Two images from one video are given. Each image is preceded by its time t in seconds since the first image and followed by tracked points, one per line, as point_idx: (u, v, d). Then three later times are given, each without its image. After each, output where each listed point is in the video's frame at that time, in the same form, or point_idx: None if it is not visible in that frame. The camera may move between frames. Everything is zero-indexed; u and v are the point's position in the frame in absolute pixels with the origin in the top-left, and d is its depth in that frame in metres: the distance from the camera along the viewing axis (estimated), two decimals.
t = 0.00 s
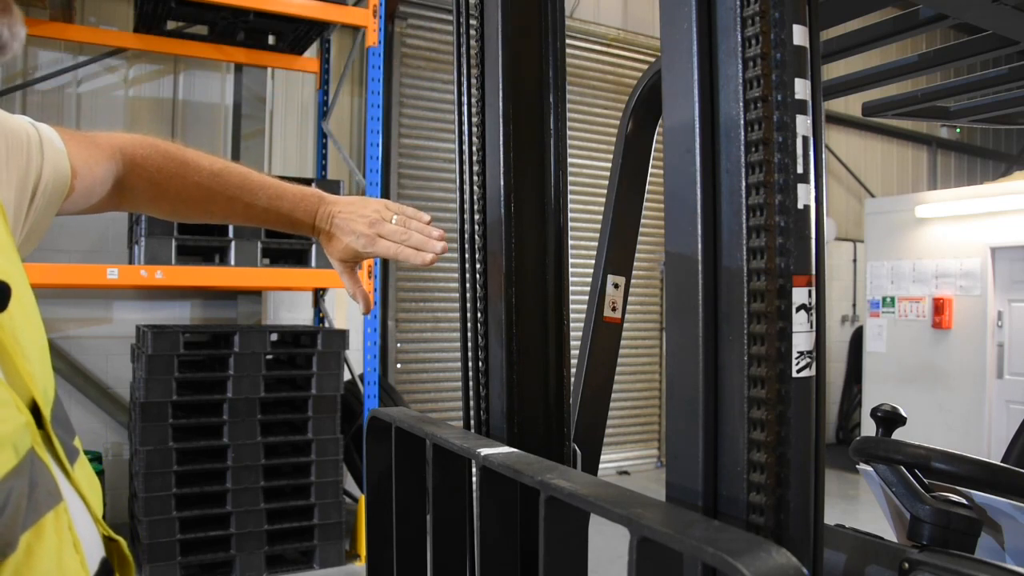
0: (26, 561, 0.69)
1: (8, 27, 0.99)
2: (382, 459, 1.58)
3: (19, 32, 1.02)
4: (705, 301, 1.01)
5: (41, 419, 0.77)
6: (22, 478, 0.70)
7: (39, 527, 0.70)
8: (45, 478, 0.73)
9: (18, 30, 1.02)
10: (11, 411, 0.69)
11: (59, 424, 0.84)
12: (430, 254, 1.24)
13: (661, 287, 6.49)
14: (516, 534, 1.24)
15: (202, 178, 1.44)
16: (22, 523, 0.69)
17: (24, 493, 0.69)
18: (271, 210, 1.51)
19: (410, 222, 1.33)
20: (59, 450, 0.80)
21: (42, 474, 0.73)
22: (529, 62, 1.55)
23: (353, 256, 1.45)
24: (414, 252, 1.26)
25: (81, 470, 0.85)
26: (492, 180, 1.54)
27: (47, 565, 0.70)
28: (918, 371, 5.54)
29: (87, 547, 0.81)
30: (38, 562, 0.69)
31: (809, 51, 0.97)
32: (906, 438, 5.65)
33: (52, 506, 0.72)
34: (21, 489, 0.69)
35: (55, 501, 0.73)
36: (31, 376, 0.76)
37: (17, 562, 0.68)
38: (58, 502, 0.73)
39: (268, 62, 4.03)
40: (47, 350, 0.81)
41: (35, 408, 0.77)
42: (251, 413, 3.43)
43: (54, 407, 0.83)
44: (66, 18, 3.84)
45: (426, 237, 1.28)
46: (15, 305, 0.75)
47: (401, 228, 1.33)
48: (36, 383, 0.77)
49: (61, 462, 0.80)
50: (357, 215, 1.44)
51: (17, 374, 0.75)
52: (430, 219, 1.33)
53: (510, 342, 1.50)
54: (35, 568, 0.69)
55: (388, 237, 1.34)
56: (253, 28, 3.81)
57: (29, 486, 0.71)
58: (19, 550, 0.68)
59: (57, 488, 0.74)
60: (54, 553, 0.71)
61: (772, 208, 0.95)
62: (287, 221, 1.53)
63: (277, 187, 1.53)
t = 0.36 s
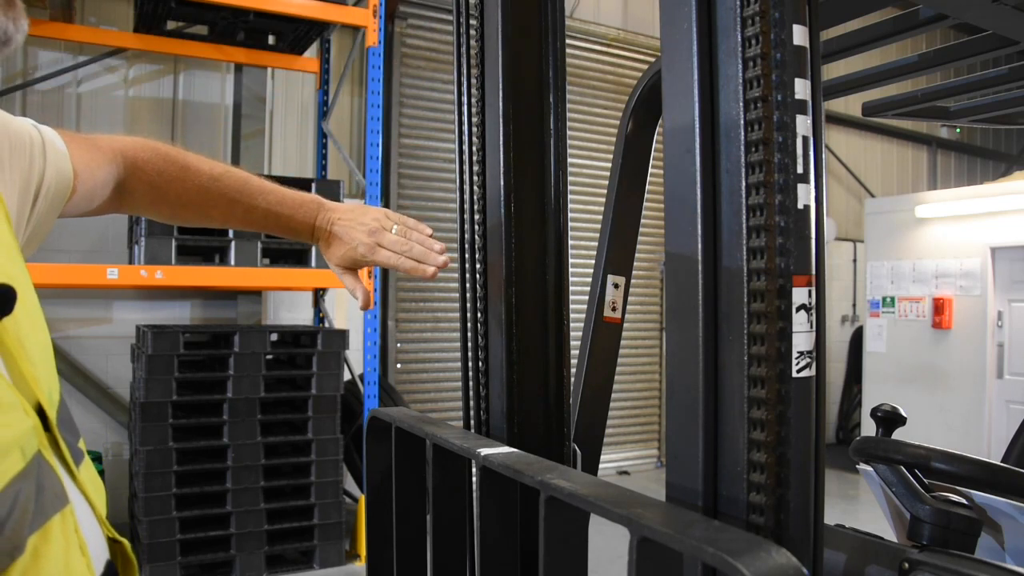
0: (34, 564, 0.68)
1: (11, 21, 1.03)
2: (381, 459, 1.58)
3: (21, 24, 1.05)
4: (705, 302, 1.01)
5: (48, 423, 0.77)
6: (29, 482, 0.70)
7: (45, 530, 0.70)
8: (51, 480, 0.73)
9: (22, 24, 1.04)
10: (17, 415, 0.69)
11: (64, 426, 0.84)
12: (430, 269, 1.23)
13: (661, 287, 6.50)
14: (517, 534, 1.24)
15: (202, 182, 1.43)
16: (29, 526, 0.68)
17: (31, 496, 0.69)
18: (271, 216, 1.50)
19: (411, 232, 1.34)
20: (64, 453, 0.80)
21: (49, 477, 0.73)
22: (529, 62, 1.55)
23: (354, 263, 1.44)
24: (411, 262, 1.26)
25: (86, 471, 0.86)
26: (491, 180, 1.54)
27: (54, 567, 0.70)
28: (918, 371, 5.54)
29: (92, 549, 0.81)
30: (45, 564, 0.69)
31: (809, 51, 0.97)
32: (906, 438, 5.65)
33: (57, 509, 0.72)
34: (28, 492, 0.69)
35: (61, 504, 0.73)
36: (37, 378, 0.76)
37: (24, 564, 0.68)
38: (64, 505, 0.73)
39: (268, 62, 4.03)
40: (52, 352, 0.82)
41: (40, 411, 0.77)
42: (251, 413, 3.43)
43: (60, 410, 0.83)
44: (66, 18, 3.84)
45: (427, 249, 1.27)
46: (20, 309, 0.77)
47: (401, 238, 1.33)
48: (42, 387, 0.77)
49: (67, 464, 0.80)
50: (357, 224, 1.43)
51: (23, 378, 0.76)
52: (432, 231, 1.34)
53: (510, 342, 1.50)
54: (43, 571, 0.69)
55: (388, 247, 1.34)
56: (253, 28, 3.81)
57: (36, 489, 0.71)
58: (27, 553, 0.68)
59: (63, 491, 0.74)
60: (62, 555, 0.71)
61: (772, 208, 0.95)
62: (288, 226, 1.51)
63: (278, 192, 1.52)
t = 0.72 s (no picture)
0: (34, 560, 0.68)
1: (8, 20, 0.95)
2: (381, 459, 1.58)
3: (16, 21, 0.97)
4: (705, 303, 1.01)
5: (49, 420, 0.77)
6: (29, 478, 0.69)
7: (46, 525, 0.70)
8: (53, 477, 0.73)
9: (17, 22, 0.97)
10: (18, 410, 0.69)
11: (66, 424, 0.84)
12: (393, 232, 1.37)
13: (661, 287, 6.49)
14: (517, 534, 1.24)
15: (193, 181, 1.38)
16: (29, 521, 0.68)
17: (31, 491, 0.69)
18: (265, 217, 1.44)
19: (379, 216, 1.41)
20: (65, 450, 0.80)
21: (50, 473, 0.73)
22: (529, 62, 1.55)
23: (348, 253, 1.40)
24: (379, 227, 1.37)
25: (88, 470, 0.86)
26: (491, 180, 1.54)
27: (55, 564, 0.69)
28: (918, 371, 5.54)
29: (92, 547, 0.80)
30: (46, 561, 0.69)
31: (809, 51, 0.97)
32: (906, 438, 5.66)
33: (59, 505, 0.72)
34: (28, 488, 0.69)
35: (62, 499, 0.73)
36: (38, 375, 0.76)
37: (25, 560, 0.68)
38: (65, 501, 0.73)
39: (268, 62, 4.03)
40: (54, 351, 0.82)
41: (41, 408, 0.77)
42: (251, 413, 3.43)
43: (62, 408, 0.83)
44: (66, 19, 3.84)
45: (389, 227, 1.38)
46: (21, 305, 0.76)
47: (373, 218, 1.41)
48: (43, 384, 0.77)
49: (68, 460, 0.80)
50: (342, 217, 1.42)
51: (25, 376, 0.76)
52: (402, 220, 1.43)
53: (510, 342, 1.50)
54: (44, 567, 0.68)
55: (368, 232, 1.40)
56: (253, 28, 3.81)
57: (37, 485, 0.70)
58: (27, 548, 0.68)
59: (65, 487, 0.74)
60: (62, 551, 0.70)
61: (772, 208, 0.95)
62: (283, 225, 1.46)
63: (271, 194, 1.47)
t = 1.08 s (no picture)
0: (30, 561, 0.68)
1: (11, 22, 0.90)
2: (381, 459, 1.58)
3: (24, 28, 0.94)
4: (704, 303, 1.01)
5: (48, 421, 0.77)
6: (26, 480, 0.70)
7: (43, 528, 0.70)
8: (51, 478, 0.73)
9: (25, 28, 0.93)
10: (16, 412, 0.69)
11: (65, 425, 0.84)
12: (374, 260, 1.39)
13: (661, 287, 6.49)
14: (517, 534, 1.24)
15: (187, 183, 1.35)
16: (26, 523, 0.68)
17: (28, 492, 0.69)
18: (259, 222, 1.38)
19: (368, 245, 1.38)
20: (64, 452, 0.80)
21: (49, 474, 0.73)
22: (529, 62, 1.55)
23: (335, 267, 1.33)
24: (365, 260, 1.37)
25: (86, 471, 0.85)
26: (491, 180, 1.54)
27: (51, 565, 0.69)
28: (918, 371, 5.54)
29: (90, 549, 0.80)
30: (42, 562, 0.69)
31: (809, 51, 0.97)
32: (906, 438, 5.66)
33: (56, 507, 0.72)
34: (25, 490, 0.69)
35: (60, 501, 0.73)
36: (38, 376, 0.76)
37: (21, 561, 0.68)
38: (62, 503, 0.73)
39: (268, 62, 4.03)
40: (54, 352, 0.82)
41: (41, 409, 0.77)
42: (251, 413, 3.43)
43: (61, 409, 0.83)
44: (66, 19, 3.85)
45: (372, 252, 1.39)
46: (21, 306, 0.76)
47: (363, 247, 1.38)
48: (43, 385, 0.77)
49: (66, 461, 0.80)
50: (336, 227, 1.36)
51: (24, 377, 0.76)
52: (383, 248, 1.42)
53: (510, 342, 1.50)
54: (39, 568, 0.68)
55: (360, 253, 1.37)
56: (253, 28, 3.81)
57: (34, 486, 0.71)
58: (24, 549, 0.68)
59: (63, 489, 0.74)
60: (59, 553, 0.70)
61: (772, 208, 0.95)
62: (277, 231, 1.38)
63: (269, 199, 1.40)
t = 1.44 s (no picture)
0: (29, 562, 0.68)
1: None
2: (381, 458, 1.58)
3: None
4: (704, 304, 1.01)
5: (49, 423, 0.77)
6: (25, 481, 0.70)
7: (42, 530, 0.69)
8: (52, 480, 0.73)
9: None
10: (15, 412, 0.70)
11: (67, 427, 0.84)
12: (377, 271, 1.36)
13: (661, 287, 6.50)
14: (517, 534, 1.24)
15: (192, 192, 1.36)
16: (25, 524, 0.68)
17: (27, 493, 0.69)
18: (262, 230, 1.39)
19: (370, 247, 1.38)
20: (66, 454, 0.80)
21: (49, 476, 0.73)
22: (528, 62, 1.55)
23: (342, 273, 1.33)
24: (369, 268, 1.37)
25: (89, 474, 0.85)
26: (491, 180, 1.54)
27: (51, 566, 0.69)
28: (918, 371, 5.54)
29: (92, 551, 0.80)
30: (41, 563, 0.68)
31: (809, 51, 0.97)
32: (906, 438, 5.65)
33: (57, 508, 0.72)
34: (24, 491, 0.69)
35: (60, 502, 0.72)
36: (39, 378, 0.76)
37: (19, 562, 0.67)
38: (62, 504, 0.73)
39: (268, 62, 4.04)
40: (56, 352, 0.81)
41: (42, 412, 0.77)
42: (251, 413, 3.43)
43: (64, 410, 0.83)
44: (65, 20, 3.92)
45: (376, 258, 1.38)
46: (22, 306, 0.76)
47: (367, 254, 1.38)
48: (44, 386, 0.77)
49: (68, 462, 0.80)
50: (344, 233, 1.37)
51: (25, 380, 0.75)
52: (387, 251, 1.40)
53: (510, 342, 1.50)
54: (38, 568, 0.68)
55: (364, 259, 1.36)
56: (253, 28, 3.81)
57: (34, 488, 0.71)
58: (22, 550, 0.67)
59: (63, 491, 0.74)
60: (59, 556, 0.70)
61: (772, 208, 0.95)
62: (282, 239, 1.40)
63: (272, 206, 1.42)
